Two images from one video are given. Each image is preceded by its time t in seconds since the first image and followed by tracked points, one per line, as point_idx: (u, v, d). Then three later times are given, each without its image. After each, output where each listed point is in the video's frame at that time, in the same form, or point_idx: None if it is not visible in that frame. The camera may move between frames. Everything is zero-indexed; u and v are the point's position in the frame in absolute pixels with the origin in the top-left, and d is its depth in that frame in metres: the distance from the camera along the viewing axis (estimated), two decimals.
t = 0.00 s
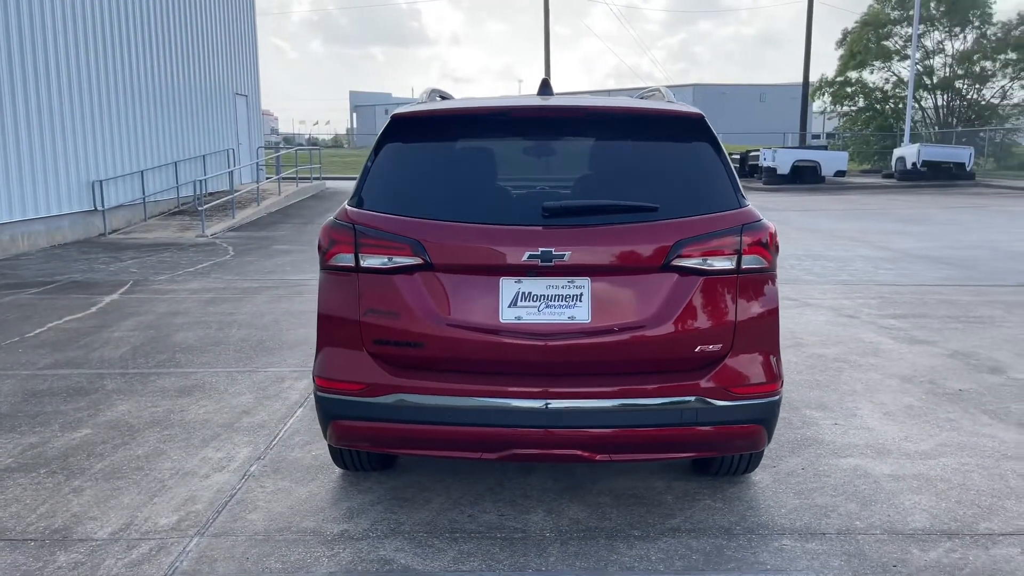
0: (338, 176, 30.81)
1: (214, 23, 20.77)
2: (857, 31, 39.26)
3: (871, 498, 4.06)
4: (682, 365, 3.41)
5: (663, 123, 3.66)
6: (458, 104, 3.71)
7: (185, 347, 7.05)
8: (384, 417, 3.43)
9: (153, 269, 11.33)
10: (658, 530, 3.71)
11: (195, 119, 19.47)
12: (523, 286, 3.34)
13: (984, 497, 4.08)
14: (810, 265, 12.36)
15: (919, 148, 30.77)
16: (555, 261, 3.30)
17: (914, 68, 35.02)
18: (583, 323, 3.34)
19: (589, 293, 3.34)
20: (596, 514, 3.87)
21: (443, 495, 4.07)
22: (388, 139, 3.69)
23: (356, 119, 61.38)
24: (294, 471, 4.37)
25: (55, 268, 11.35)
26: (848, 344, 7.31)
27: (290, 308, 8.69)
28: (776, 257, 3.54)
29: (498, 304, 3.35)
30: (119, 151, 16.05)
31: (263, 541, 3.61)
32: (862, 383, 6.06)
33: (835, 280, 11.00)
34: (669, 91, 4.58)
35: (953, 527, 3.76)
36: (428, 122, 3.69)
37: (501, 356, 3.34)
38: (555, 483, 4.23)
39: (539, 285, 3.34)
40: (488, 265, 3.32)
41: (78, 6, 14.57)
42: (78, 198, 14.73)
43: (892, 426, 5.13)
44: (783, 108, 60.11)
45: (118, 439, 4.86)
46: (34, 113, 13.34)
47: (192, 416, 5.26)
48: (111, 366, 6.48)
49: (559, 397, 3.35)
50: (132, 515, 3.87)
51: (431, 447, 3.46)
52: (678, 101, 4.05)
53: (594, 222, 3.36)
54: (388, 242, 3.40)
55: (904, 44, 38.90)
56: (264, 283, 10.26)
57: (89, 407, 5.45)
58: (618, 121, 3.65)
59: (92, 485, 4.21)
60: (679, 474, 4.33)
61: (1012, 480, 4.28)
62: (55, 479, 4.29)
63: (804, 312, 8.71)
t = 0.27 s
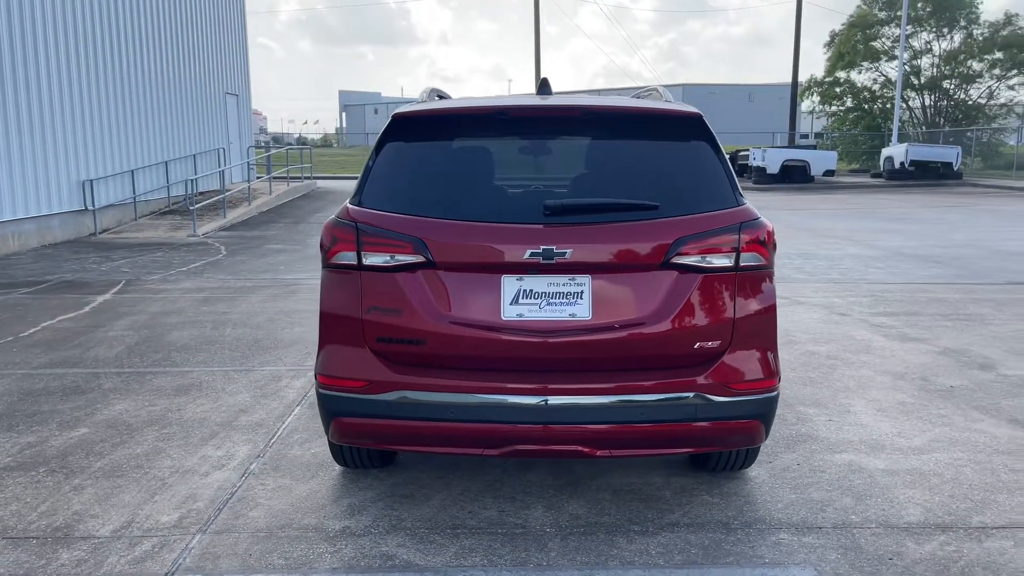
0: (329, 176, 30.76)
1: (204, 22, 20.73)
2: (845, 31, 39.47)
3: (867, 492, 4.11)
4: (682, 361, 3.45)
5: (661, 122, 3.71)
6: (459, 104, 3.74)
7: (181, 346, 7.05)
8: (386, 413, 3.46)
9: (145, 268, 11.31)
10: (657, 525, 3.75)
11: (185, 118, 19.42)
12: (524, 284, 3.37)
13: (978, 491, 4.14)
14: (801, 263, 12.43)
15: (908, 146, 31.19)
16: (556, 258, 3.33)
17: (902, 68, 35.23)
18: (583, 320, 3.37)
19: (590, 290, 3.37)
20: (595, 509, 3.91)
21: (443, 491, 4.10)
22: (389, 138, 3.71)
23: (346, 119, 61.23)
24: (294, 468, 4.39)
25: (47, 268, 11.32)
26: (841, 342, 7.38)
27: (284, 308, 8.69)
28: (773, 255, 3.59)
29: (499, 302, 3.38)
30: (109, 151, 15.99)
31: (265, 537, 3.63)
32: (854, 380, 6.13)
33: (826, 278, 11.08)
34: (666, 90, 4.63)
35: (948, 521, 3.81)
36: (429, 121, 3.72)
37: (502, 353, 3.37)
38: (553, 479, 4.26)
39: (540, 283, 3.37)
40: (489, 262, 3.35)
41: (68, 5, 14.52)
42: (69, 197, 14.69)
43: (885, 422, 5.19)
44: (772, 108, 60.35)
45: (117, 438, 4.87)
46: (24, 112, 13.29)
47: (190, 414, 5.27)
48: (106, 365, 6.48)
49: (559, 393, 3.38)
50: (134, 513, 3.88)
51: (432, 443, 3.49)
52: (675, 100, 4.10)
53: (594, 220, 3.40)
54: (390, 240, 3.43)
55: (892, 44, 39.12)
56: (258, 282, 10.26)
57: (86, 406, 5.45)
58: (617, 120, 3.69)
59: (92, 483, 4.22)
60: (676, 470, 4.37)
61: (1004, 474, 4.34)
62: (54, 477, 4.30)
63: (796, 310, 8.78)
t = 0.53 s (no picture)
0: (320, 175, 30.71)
1: (195, 21, 20.67)
2: (835, 32, 39.64)
3: (859, 490, 4.15)
4: (677, 360, 3.47)
5: (656, 123, 3.73)
6: (457, 104, 3.75)
7: (174, 346, 7.04)
8: (383, 412, 3.47)
9: (137, 268, 11.28)
10: (653, 523, 3.78)
11: (176, 117, 19.36)
12: (521, 283, 3.39)
13: (968, 488, 4.18)
14: (792, 263, 12.50)
15: (897, 146, 31.38)
16: (553, 258, 3.35)
17: (892, 69, 35.39)
18: (580, 319, 3.39)
19: (586, 290, 3.39)
20: (590, 507, 3.93)
21: (439, 490, 4.11)
22: (386, 138, 3.73)
23: (338, 118, 61.14)
24: (290, 467, 4.40)
25: (38, 267, 11.28)
26: (832, 341, 7.43)
27: (278, 307, 8.68)
28: (767, 254, 3.62)
29: (496, 301, 3.40)
30: (100, 150, 15.94)
31: (262, 536, 3.64)
32: (846, 379, 6.17)
33: (817, 278, 11.14)
34: (660, 90, 4.65)
35: (940, 518, 3.85)
36: (427, 121, 3.73)
37: (499, 352, 3.39)
38: (548, 478, 4.28)
39: (536, 283, 3.40)
40: (486, 262, 3.37)
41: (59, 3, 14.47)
42: (60, 197, 14.64)
43: (876, 420, 5.24)
44: (762, 108, 60.54)
45: (111, 438, 4.86)
46: (14, 111, 13.24)
47: (184, 414, 5.27)
48: (100, 365, 6.47)
49: (555, 392, 3.40)
50: (130, 512, 3.88)
51: (430, 442, 3.50)
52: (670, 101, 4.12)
53: (591, 220, 3.42)
54: (387, 240, 3.45)
55: (882, 44, 39.30)
56: (250, 282, 10.25)
57: (80, 406, 5.45)
58: (613, 120, 3.71)
59: (88, 483, 4.22)
60: (670, 468, 4.39)
61: (994, 471, 4.38)
62: (49, 477, 4.29)
63: (788, 309, 8.83)
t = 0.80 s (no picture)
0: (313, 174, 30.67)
1: (188, 20, 20.63)
2: (828, 32, 39.76)
3: (853, 488, 4.17)
4: (673, 359, 3.49)
5: (651, 123, 3.75)
6: (453, 103, 3.76)
7: (168, 345, 7.03)
8: (379, 411, 3.48)
9: (131, 267, 11.25)
10: (648, 521, 3.79)
11: (169, 116, 19.31)
12: (517, 283, 3.40)
13: (960, 486, 4.21)
14: (785, 262, 12.53)
15: (890, 147, 31.50)
16: (549, 257, 3.36)
17: (884, 69, 35.52)
18: (575, 318, 3.40)
19: (581, 289, 3.40)
20: (586, 506, 3.94)
21: (434, 489, 4.12)
22: (382, 138, 3.73)
23: (331, 118, 61.06)
24: (285, 467, 4.40)
25: (30, 267, 11.24)
26: (826, 340, 7.45)
27: (272, 307, 8.68)
28: (762, 254, 3.63)
29: (492, 301, 3.40)
30: (93, 149, 15.89)
31: (258, 535, 3.64)
32: (840, 378, 6.20)
33: (810, 277, 11.18)
34: (654, 91, 4.67)
35: (932, 516, 3.87)
36: (423, 120, 3.74)
37: (496, 351, 3.40)
38: (543, 476, 4.29)
39: (532, 282, 3.41)
40: (481, 262, 3.38)
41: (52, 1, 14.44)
42: (52, 196, 14.59)
43: (869, 419, 5.26)
44: (755, 108, 60.67)
45: (106, 437, 4.86)
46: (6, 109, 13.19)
47: (179, 414, 5.26)
48: (93, 364, 6.45)
49: (551, 391, 3.41)
50: (125, 512, 3.88)
51: (425, 441, 3.51)
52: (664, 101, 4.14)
53: (586, 220, 3.43)
54: (383, 239, 3.45)
55: (874, 45, 39.42)
56: (244, 281, 10.24)
57: (74, 406, 5.44)
58: (609, 120, 3.73)
59: (82, 483, 4.21)
60: (665, 468, 4.41)
61: (987, 470, 4.41)
62: (44, 477, 4.29)
63: (782, 309, 8.86)
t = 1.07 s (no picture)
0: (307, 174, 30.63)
1: (182, 18, 20.60)
2: (821, 33, 39.85)
3: (846, 486, 4.19)
4: (667, 358, 3.50)
5: (646, 123, 3.76)
6: (449, 103, 3.77)
7: (162, 345, 7.02)
8: (375, 410, 3.48)
9: (124, 267, 11.22)
10: (642, 519, 3.81)
11: (162, 115, 19.27)
12: (512, 282, 3.41)
13: (953, 484, 4.23)
14: (779, 262, 12.57)
15: (883, 148, 31.59)
16: (544, 256, 3.37)
17: (877, 69, 35.63)
18: (570, 317, 3.41)
19: (576, 288, 3.41)
20: (581, 505, 3.95)
21: (429, 488, 4.13)
22: (377, 137, 3.74)
23: (325, 117, 60.98)
24: (280, 466, 4.40)
25: (23, 266, 11.21)
26: (819, 339, 7.48)
27: (266, 306, 8.67)
28: (756, 253, 3.65)
29: (487, 299, 3.41)
30: (86, 147, 15.85)
31: (253, 534, 3.64)
32: (833, 377, 6.22)
33: (804, 277, 11.21)
34: (650, 90, 4.68)
35: (924, 514, 3.90)
36: (418, 120, 3.75)
37: (491, 350, 3.40)
38: (538, 475, 4.30)
39: (527, 281, 3.42)
40: (476, 261, 3.39)
41: None
42: (45, 194, 14.55)
43: (862, 418, 5.29)
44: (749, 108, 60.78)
45: (100, 436, 4.85)
46: None
47: (173, 413, 5.25)
48: (87, 363, 6.44)
49: (546, 390, 3.42)
50: (120, 511, 3.88)
51: (421, 439, 3.51)
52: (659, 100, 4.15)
53: (581, 219, 3.44)
54: (378, 238, 3.46)
55: (868, 45, 39.53)
56: (238, 281, 10.22)
57: (68, 405, 5.43)
58: (604, 120, 3.74)
59: (76, 482, 4.21)
60: (660, 466, 4.42)
61: (979, 468, 4.44)
62: (38, 476, 4.28)
63: (775, 308, 8.89)
